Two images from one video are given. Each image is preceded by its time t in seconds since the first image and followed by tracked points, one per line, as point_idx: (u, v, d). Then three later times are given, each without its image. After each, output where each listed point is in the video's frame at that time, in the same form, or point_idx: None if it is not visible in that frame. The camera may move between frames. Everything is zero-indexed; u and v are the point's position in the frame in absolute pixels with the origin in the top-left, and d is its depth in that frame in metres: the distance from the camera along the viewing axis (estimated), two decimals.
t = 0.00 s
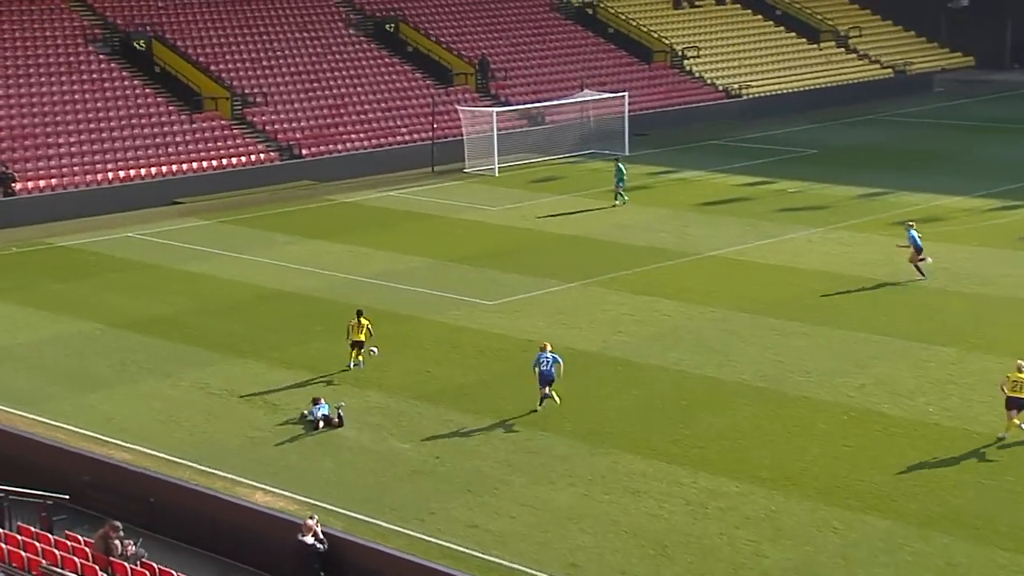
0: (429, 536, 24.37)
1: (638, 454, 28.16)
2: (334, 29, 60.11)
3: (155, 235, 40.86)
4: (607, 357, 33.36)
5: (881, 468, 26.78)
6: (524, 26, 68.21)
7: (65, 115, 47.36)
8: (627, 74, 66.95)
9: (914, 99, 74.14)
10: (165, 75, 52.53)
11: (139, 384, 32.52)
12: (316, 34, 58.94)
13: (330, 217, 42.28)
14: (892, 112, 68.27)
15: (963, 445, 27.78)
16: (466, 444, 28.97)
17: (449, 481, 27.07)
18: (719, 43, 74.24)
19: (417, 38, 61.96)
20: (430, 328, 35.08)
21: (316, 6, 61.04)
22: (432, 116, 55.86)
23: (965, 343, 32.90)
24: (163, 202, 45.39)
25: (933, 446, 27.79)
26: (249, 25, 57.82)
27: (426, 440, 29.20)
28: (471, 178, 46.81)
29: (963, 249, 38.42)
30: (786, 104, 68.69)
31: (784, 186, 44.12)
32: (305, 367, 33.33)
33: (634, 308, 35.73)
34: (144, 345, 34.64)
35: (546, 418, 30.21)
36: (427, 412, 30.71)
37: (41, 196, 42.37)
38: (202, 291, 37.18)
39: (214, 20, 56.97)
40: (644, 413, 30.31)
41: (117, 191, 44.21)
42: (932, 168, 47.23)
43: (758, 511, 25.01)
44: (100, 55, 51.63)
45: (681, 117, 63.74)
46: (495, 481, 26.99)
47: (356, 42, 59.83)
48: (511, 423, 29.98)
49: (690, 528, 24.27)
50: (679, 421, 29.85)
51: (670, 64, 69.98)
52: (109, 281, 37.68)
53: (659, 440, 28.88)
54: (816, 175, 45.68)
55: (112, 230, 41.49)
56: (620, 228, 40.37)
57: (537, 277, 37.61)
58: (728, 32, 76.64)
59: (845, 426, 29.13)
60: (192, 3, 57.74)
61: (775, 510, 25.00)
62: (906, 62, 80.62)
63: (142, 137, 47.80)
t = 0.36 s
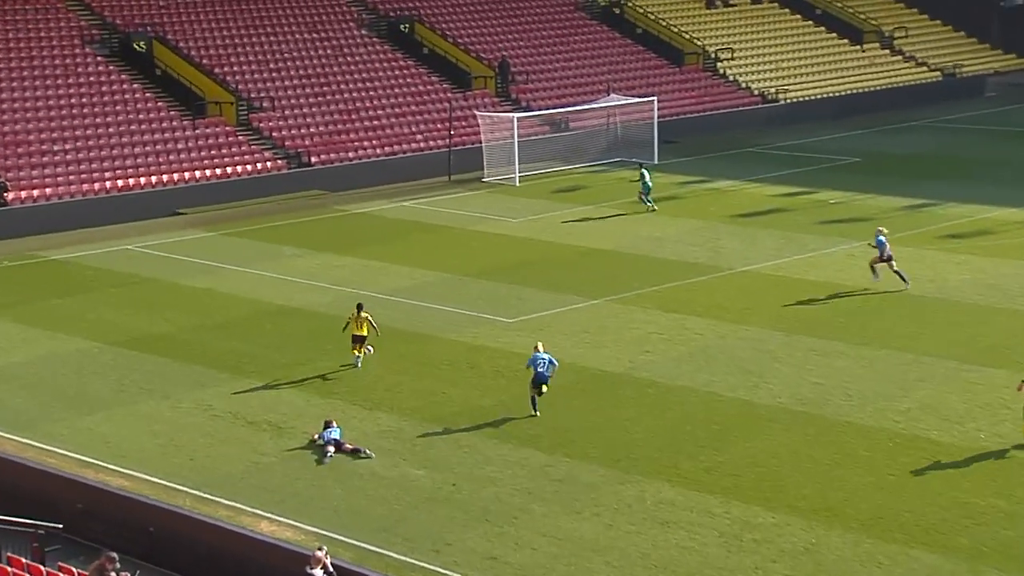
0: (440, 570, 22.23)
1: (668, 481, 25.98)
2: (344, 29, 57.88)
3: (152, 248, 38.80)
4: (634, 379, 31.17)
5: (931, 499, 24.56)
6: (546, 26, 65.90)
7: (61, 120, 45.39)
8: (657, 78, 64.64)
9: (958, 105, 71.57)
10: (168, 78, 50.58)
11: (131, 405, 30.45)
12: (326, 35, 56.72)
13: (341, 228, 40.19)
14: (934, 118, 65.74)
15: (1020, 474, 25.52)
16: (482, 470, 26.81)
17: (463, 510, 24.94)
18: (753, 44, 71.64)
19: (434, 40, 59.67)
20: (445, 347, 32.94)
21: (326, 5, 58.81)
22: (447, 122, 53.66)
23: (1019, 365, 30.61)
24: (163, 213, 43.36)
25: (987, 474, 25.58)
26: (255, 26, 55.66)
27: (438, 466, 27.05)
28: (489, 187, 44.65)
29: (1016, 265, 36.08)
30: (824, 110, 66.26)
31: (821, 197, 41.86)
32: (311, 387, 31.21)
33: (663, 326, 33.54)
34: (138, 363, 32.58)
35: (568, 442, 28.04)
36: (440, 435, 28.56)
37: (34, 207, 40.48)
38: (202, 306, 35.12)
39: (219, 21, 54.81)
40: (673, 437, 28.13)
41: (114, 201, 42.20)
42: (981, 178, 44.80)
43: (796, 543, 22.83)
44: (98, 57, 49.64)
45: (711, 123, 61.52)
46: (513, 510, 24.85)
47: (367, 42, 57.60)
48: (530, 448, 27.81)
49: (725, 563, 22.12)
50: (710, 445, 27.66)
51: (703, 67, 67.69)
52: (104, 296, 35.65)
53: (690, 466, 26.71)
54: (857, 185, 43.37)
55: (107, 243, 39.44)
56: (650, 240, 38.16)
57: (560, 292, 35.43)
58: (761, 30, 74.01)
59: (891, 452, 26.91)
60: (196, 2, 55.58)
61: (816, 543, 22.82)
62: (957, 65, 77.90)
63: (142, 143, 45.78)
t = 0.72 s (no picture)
0: None
1: (693, 513, 23.77)
2: (346, 29, 55.18)
3: (140, 263, 36.62)
4: (656, 404, 28.94)
5: (980, 535, 22.33)
6: (563, 23, 62.38)
7: (45, 127, 43.30)
8: (681, 82, 61.06)
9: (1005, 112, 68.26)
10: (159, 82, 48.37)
11: (111, 430, 28.31)
12: (328, 35, 54.02)
13: (343, 241, 37.95)
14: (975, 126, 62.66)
15: None
16: (492, 500, 24.62)
17: (469, 543, 22.77)
18: (785, 44, 67.56)
19: (443, 41, 56.48)
20: (452, 369, 30.74)
21: (328, 4, 56.04)
22: (457, 128, 51.20)
23: None
24: (155, 225, 41.27)
25: None
26: (254, 27, 53.10)
27: (444, 496, 24.87)
28: (501, 198, 42.33)
29: None
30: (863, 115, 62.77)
31: (854, 208, 39.49)
32: (308, 412, 29.02)
33: (687, 347, 31.29)
34: (122, 385, 30.44)
35: (585, 471, 25.83)
36: (446, 463, 26.35)
37: (15, 221, 38.48)
38: (191, 323, 32.95)
39: (214, 22, 52.27)
40: (699, 466, 25.93)
41: (101, 212, 40.10)
42: None
43: None
44: (83, 60, 47.45)
45: (739, 129, 58.41)
46: (524, 543, 22.67)
47: (369, 43, 54.79)
48: (544, 477, 25.60)
49: None
50: (738, 474, 25.47)
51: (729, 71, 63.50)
52: (89, 313, 33.55)
53: (717, 496, 24.50)
54: (899, 199, 40.71)
55: (92, 257, 37.34)
56: (673, 254, 35.89)
57: (578, 311, 33.17)
58: (793, 28, 69.84)
59: (936, 483, 24.71)
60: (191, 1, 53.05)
61: None
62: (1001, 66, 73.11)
63: (132, 151, 43.63)
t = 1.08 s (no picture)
0: None
1: (714, 548, 21.71)
2: (341, 32, 52.59)
3: (121, 280, 34.63)
4: (673, 431, 26.85)
5: None
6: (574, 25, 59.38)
7: (23, 137, 41.29)
8: (698, 87, 57.90)
9: None
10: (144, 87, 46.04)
11: (87, 457, 26.33)
12: (323, 39, 51.55)
13: (339, 257, 35.81)
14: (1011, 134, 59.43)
15: None
16: (497, 534, 22.55)
17: None
18: (808, 47, 64.33)
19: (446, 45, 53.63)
20: (454, 395, 28.65)
21: (322, 6, 53.36)
22: (459, 137, 48.84)
23: None
24: (138, 241, 39.29)
25: None
26: (244, 29, 50.70)
27: (445, 529, 22.80)
28: (507, 211, 40.11)
29: None
30: (892, 120, 59.63)
31: (882, 219, 37.16)
32: (299, 438, 26.96)
33: (705, 371, 29.21)
34: (99, 408, 28.44)
35: (596, 503, 23.74)
36: (447, 494, 24.27)
37: None
38: (177, 343, 30.94)
39: (203, 26, 49.84)
40: (720, 497, 23.84)
41: (81, 226, 38.15)
42: None
43: None
44: (63, 64, 45.32)
45: (762, 139, 55.22)
46: None
47: (366, 46, 52.21)
48: (552, 508, 23.53)
49: None
50: (762, 505, 23.40)
51: (749, 75, 60.30)
52: (68, 333, 31.56)
53: (741, 530, 22.42)
54: (932, 210, 38.22)
55: (70, 274, 35.39)
56: (691, 270, 33.75)
57: (590, 331, 31.05)
58: (819, 30, 66.53)
59: (976, 518, 22.58)
60: (180, 2, 50.71)
61: None
62: None
63: (114, 161, 41.61)
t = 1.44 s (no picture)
0: None
1: None
2: (331, 32, 48.60)
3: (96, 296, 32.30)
4: (684, 458, 24.93)
5: None
6: (580, 23, 55.20)
7: None
8: (713, 92, 53.96)
9: None
10: (118, 92, 42.28)
11: (52, 485, 24.43)
12: (311, 40, 47.63)
13: (328, 272, 33.62)
14: None
15: None
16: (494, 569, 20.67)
17: None
18: (828, 44, 60.08)
19: (440, 47, 49.43)
20: (449, 419, 26.70)
21: (312, 5, 49.31)
22: (456, 145, 45.49)
23: None
24: (114, 255, 36.19)
25: None
26: (228, 28, 46.80)
27: (438, 564, 20.91)
28: (507, 224, 37.82)
29: None
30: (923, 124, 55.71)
31: (902, 232, 35.17)
32: (282, 465, 25.05)
33: (717, 395, 27.28)
34: (70, 433, 26.52)
35: (602, 535, 21.84)
36: (439, 526, 22.37)
37: None
38: (154, 365, 28.93)
39: (181, 25, 46.00)
40: (734, 528, 21.95)
41: (51, 241, 35.16)
42: None
43: None
44: (32, 68, 41.71)
45: (783, 146, 51.14)
46: None
47: (357, 47, 48.36)
48: (553, 541, 21.65)
49: None
50: (779, 536, 21.53)
51: (766, 79, 56.07)
52: (39, 354, 29.50)
53: (757, 564, 20.54)
54: (958, 224, 36.08)
55: (41, 290, 32.94)
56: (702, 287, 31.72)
57: (595, 353, 29.06)
58: (838, 22, 62.24)
59: (1008, 552, 20.70)
60: None
61: None
62: None
63: (88, 171, 38.65)
